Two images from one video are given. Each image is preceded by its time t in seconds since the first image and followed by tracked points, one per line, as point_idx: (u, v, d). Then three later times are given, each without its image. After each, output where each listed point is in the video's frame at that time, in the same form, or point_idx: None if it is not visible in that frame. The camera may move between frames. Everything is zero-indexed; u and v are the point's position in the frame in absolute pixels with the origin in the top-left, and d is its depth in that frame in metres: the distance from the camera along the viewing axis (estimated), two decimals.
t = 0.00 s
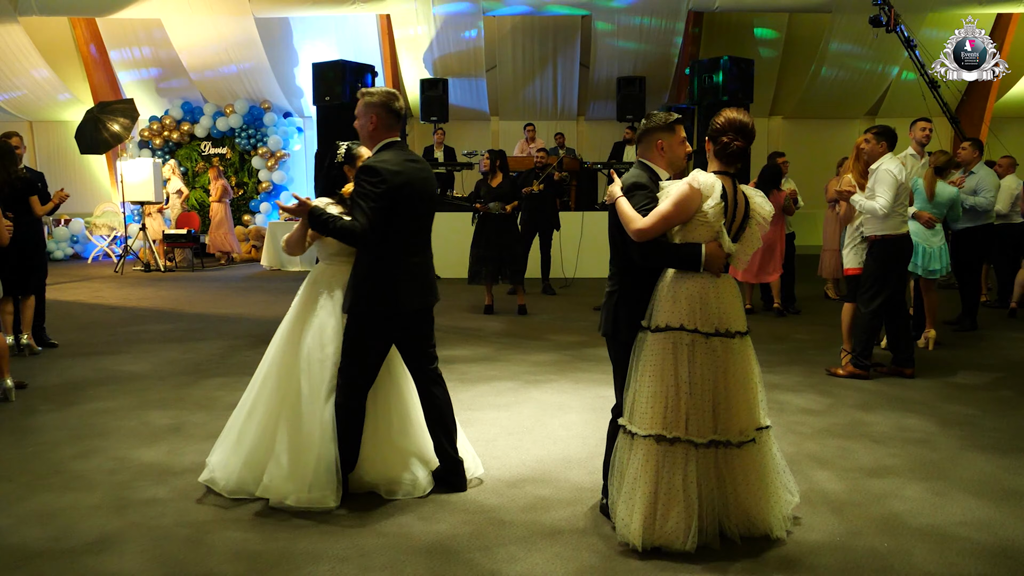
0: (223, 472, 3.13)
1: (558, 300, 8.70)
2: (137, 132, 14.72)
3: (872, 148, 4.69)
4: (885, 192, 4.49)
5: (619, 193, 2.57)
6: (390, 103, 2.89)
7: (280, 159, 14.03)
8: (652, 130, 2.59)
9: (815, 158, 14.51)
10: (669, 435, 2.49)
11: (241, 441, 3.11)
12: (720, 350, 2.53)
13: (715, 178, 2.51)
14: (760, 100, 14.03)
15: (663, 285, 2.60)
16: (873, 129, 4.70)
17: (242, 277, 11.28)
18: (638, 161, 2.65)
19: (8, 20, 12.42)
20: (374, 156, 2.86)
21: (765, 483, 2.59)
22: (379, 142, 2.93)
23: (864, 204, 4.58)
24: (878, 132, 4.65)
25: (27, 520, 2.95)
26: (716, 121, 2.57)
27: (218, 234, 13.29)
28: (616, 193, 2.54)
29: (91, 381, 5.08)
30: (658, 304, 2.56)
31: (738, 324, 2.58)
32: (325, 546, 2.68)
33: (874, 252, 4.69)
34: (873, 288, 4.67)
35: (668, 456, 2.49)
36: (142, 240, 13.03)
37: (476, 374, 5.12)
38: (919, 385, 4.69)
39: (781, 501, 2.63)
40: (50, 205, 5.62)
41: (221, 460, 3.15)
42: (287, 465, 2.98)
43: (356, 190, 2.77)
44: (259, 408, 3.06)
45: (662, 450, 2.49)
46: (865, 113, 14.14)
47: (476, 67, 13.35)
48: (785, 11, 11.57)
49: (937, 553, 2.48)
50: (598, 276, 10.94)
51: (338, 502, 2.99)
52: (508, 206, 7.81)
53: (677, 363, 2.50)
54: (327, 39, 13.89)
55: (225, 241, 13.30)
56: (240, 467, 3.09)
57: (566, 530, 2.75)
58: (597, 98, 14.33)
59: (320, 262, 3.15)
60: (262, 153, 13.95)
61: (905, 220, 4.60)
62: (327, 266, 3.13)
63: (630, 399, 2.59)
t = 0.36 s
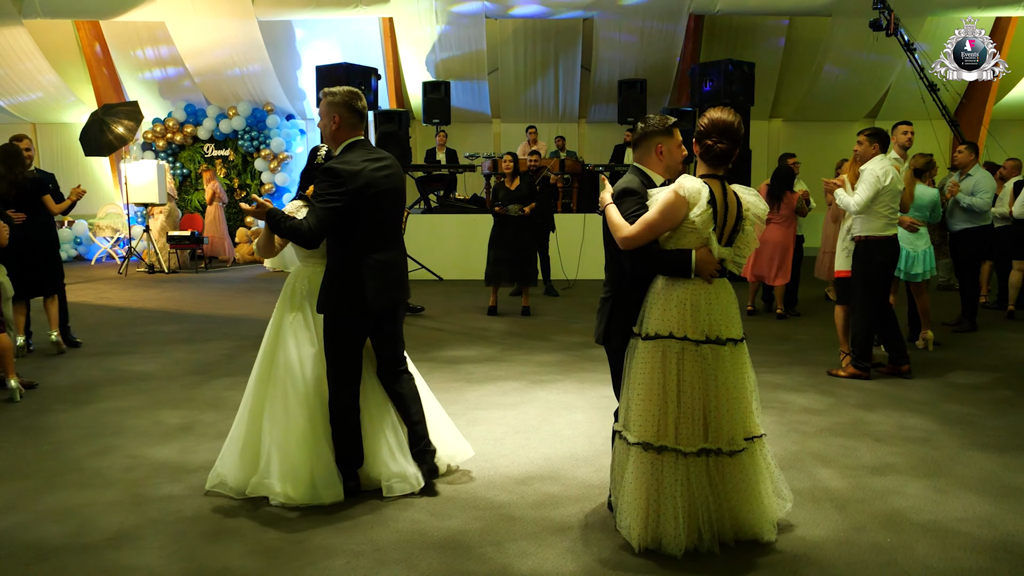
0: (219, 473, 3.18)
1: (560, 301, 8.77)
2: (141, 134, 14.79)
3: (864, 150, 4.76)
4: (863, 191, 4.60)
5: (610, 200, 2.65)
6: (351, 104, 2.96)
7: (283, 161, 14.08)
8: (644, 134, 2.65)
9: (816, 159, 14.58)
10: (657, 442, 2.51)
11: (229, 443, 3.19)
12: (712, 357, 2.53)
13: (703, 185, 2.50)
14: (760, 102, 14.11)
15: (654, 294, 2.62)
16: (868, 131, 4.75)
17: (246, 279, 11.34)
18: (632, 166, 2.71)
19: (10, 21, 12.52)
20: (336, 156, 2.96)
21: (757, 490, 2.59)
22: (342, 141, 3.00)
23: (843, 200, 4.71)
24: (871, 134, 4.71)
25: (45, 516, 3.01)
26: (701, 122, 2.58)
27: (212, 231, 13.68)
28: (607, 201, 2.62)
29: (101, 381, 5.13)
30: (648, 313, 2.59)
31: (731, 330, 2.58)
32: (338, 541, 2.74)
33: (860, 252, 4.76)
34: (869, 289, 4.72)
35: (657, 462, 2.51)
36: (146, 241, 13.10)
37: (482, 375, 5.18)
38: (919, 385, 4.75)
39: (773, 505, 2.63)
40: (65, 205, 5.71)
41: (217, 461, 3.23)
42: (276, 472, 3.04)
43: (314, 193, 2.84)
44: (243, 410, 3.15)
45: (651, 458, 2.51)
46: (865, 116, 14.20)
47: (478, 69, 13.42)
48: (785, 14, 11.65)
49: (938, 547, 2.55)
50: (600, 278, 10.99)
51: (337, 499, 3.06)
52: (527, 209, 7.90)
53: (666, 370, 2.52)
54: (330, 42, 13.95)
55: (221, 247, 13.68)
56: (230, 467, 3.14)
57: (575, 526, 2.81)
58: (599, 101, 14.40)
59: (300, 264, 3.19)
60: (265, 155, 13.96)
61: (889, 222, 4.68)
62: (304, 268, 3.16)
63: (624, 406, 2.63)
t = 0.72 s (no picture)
0: (234, 467, 3.27)
1: (563, 301, 8.86)
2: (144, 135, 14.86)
3: (863, 153, 4.83)
4: (849, 192, 4.75)
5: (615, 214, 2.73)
6: (373, 107, 3.05)
7: (286, 161, 14.20)
8: (641, 138, 2.72)
9: (815, 160, 14.68)
10: (663, 445, 2.57)
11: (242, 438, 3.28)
12: (721, 361, 2.60)
13: (699, 197, 2.54)
14: (759, 104, 14.20)
15: (663, 299, 2.69)
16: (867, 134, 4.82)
17: (250, 278, 11.42)
18: (632, 172, 2.80)
19: (16, 23, 12.57)
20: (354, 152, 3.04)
21: (762, 490, 2.64)
22: (357, 141, 3.08)
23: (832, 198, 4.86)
24: (868, 138, 4.79)
25: (68, 508, 3.08)
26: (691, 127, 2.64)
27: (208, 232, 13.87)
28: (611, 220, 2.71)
29: (114, 379, 5.21)
30: (658, 318, 2.66)
31: (739, 334, 2.64)
32: (357, 533, 2.82)
33: (854, 252, 4.82)
34: (868, 290, 4.83)
35: (664, 464, 2.57)
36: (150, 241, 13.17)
37: (488, 373, 5.26)
38: (919, 383, 4.84)
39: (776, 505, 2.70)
40: (94, 202, 5.75)
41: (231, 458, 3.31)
42: (284, 468, 3.11)
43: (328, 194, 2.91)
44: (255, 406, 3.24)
45: (658, 459, 2.58)
46: (863, 117, 14.31)
47: (480, 71, 13.51)
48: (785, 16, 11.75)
49: (941, 539, 2.63)
50: (601, 278, 11.08)
51: (343, 494, 3.12)
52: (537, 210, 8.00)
53: (674, 374, 2.59)
54: (333, 44, 14.04)
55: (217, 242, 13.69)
56: (245, 462, 3.24)
57: (586, 519, 2.89)
58: (599, 102, 14.50)
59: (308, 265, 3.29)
60: (267, 155, 14.09)
61: (878, 223, 4.75)
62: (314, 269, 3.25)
63: (632, 408, 2.69)
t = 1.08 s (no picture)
0: (253, 455, 3.34)
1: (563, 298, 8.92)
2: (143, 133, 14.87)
3: (866, 151, 4.91)
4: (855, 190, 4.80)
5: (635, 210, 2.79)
6: (422, 110, 3.13)
7: (285, 160, 14.23)
8: (656, 136, 2.80)
9: (812, 159, 14.76)
10: (680, 434, 2.64)
11: (263, 425, 3.35)
12: (739, 350, 2.66)
13: (712, 193, 2.61)
14: (756, 103, 14.26)
15: (682, 291, 2.74)
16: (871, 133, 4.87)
17: (251, 276, 11.46)
18: (650, 170, 2.86)
19: (15, 22, 12.58)
20: (397, 150, 3.09)
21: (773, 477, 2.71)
22: (404, 139, 3.13)
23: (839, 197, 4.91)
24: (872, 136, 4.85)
25: (86, 501, 3.13)
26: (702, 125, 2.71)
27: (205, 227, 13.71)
28: (632, 215, 2.76)
29: (122, 376, 5.26)
30: (677, 309, 2.72)
31: (756, 323, 2.70)
32: (371, 524, 2.88)
33: (859, 251, 4.92)
34: (870, 287, 4.91)
35: (679, 453, 2.64)
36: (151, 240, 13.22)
37: (493, 369, 5.32)
38: (918, 378, 4.91)
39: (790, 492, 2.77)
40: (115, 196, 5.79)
41: (248, 446, 3.37)
42: (299, 457, 3.20)
43: (378, 186, 2.97)
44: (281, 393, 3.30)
45: (674, 448, 2.65)
46: (860, 115, 14.39)
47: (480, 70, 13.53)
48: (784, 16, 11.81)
49: (942, 529, 2.70)
50: (601, 276, 11.14)
51: (355, 487, 3.17)
52: (536, 209, 8.08)
53: (692, 364, 2.64)
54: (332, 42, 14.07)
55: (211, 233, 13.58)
56: (262, 451, 3.32)
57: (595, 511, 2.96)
58: (598, 100, 14.56)
59: (335, 258, 3.41)
60: (267, 154, 14.12)
61: (885, 220, 4.83)
62: (343, 265, 3.36)
63: (649, 397, 2.75)
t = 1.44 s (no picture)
0: (278, 448, 3.39)
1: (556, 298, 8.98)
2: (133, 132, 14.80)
3: (869, 153, 4.99)
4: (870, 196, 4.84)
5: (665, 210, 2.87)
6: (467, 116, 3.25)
7: (275, 160, 14.18)
8: (684, 142, 2.86)
9: (800, 159, 14.90)
10: (698, 424, 2.73)
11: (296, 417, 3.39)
12: (758, 346, 2.74)
13: (739, 193, 2.70)
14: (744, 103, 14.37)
15: (705, 288, 2.83)
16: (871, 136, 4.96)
17: (242, 276, 11.44)
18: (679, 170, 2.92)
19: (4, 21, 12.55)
20: (441, 156, 3.21)
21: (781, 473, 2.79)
22: (448, 145, 3.24)
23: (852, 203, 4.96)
24: (876, 139, 4.93)
25: (95, 500, 3.16)
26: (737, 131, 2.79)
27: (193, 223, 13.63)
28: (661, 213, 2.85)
29: (121, 376, 5.27)
30: (699, 304, 2.81)
31: (774, 322, 2.78)
32: (380, 521, 2.92)
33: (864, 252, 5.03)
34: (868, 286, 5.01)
35: (694, 442, 2.74)
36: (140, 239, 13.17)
37: (490, 368, 5.38)
38: (908, 376, 5.01)
39: (796, 490, 2.83)
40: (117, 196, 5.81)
41: (277, 438, 3.41)
42: (333, 450, 3.24)
43: (437, 189, 3.10)
44: (320, 385, 3.36)
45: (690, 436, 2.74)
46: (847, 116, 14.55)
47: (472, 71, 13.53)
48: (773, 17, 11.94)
49: (937, 523, 2.78)
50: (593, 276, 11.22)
51: (374, 484, 3.19)
52: (515, 209, 8.16)
53: (712, 357, 2.74)
54: (323, 42, 14.09)
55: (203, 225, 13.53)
56: (290, 445, 3.36)
57: (599, 507, 3.02)
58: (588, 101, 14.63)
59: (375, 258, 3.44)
60: (257, 154, 14.08)
61: (894, 222, 4.97)
62: (384, 264, 3.41)
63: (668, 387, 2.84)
